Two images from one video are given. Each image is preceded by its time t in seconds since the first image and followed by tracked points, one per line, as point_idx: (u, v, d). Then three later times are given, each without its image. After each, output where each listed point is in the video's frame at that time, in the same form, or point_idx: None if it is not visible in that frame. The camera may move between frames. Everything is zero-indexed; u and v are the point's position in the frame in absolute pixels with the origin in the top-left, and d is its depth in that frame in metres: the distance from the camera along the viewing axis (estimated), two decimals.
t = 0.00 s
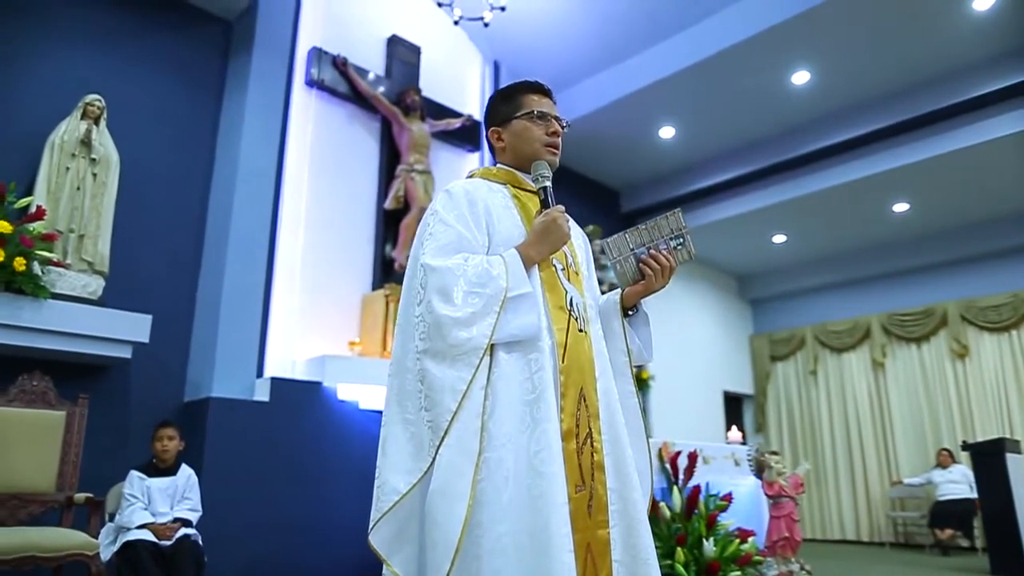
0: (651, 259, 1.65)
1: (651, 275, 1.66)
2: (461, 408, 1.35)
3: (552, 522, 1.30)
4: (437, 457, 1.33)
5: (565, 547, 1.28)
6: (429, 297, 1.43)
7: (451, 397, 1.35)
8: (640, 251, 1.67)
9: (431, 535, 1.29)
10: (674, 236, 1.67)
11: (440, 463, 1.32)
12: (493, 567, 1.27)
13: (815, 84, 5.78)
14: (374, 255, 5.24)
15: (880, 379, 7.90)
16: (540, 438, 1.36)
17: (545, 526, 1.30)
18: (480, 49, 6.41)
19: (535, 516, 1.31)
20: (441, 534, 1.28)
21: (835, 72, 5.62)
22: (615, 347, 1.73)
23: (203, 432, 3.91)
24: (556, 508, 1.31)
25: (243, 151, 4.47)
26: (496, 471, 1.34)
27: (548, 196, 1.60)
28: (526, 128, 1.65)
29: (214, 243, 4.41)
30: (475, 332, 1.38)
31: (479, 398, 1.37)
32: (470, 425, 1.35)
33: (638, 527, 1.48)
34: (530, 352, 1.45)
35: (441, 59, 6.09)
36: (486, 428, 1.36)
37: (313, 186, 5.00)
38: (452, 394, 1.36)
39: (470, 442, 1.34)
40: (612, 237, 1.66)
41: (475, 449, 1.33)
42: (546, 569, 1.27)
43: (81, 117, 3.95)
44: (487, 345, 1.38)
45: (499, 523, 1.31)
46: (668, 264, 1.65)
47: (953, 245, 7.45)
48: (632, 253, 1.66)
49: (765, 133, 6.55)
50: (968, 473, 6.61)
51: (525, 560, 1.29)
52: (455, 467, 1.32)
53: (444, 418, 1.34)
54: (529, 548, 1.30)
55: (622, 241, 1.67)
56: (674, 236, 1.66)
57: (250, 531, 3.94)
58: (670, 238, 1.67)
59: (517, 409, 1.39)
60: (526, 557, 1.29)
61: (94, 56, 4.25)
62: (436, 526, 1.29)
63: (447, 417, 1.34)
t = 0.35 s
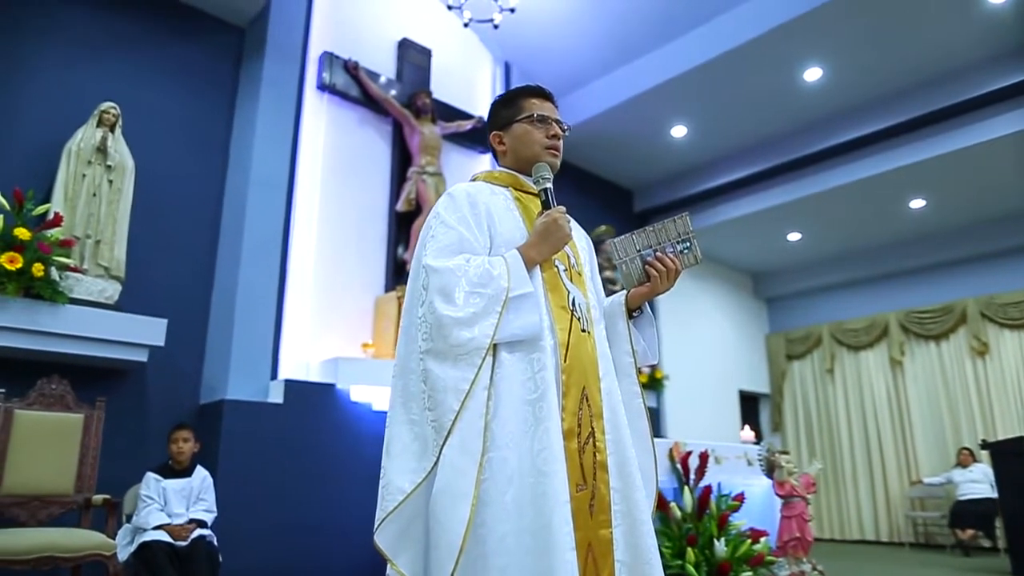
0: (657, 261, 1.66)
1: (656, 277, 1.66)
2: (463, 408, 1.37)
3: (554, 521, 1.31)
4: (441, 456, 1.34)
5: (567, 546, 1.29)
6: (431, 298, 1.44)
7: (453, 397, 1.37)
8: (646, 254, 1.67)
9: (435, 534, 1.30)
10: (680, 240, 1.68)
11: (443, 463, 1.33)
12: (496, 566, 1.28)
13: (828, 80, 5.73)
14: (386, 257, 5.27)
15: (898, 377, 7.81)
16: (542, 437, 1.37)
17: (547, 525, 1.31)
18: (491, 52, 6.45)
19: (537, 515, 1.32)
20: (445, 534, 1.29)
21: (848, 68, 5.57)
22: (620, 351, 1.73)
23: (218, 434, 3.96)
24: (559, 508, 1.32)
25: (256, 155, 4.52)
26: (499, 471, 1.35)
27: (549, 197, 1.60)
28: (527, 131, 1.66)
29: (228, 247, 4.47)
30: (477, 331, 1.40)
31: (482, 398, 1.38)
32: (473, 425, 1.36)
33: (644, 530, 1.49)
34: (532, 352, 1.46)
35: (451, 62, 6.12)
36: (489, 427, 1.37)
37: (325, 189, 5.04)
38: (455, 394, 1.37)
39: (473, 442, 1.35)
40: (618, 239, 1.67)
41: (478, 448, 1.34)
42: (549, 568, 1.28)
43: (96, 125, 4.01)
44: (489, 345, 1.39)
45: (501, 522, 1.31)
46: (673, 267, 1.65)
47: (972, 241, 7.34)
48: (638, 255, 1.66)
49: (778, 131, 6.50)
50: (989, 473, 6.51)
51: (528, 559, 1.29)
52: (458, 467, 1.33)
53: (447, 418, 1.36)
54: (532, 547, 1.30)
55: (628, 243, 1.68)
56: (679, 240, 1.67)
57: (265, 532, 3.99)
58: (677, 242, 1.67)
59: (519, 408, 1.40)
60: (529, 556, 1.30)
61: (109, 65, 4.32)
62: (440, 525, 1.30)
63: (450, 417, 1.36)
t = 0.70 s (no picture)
0: (669, 264, 1.64)
1: (665, 279, 1.63)
2: (468, 407, 1.37)
3: (559, 521, 1.31)
4: (446, 455, 1.35)
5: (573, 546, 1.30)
6: (436, 298, 1.46)
7: (458, 396, 1.38)
8: (662, 258, 1.68)
9: (441, 533, 1.31)
10: (698, 249, 1.64)
11: (448, 462, 1.34)
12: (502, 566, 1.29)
13: (842, 77, 5.68)
14: (399, 260, 5.30)
15: (917, 376, 7.72)
16: (547, 436, 1.38)
17: (553, 525, 1.31)
18: (502, 53, 6.48)
19: (543, 515, 1.33)
20: (451, 533, 1.29)
21: (861, 64, 5.52)
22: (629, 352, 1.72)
23: (234, 435, 4.01)
24: (564, 507, 1.33)
25: (269, 160, 4.57)
26: (504, 471, 1.35)
27: (553, 199, 1.61)
28: (532, 136, 1.67)
29: (242, 251, 4.52)
30: (482, 331, 1.41)
31: (487, 398, 1.39)
32: (478, 425, 1.37)
33: (652, 530, 1.48)
34: (537, 352, 1.47)
35: (463, 65, 6.15)
36: (494, 427, 1.38)
37: (338, 193, 5.09)
38: (459, 393, 1.38)
39: (478, 441, 1.35)
40: (639, 240, 1.71)
41: (483, 448, 1.35)
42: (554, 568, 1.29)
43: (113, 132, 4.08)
44: (493, 345, 1.40)
45: (506, 521, 1.32)
46: (683, 272, 1.63)
47: (992, 237, 7.24)
48: (653, 256, 1.68)
49: (791, 128, 6.46)
50: (1011, 472, 6.41)
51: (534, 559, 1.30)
52: (463, 466, 1.34)
53: (452, 417, 1.37)
54: (538, 547, 1.31)
55: (647, 245, 1.70)
56: (697, 250, 1.64)
57: (280, 533, 4.03)
58: (695, 251, 1.64)
59: (524, 407, 1.41)
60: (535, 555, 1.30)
61: (124, 73, 4.39)
62: (446, 524, 1.30)
63: (455, 416, 1.37)
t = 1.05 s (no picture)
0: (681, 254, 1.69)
1: (683, 270, 1.68)
2: (466, 403, 1.39)
3: (553, 521, 1.33)
4: (444, 450, 1.37)
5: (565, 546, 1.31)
6: (439, 294, 1.47)
7: (457, 392, 1.39)
8: (669, 252, 1.72)
9: (437, 527, 1.33)
10: (692, 235, 1.73)
11: (447, 458, 1.36)
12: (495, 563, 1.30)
13: (856, 74, 5.62)
14: (412, 262, 5.34)
15: (937, 374, 7.63)
16: (545, 436, 1.40)
17: (546, 525, 1.32)
18: (513, 55, 6.50)
19: (537, 514, 1.34)
20: (447, 527, 1.32)
21: (875, 61, 5.46)
22: (642, 357, 1.74)
23: (250, 437, 4.05)
24: (559, 507, 1.34)
25: (282, 165, 4.61)
26: (501, 468, 1.37)
27: (563, 202, 1.60)
28: (544, 137, 1.68)
29: (256, 256, 4.57)
30: (482, 329, 1.42)
31: (487, 396, 1.41)
32: (477, 422, 1.38)
33: (653, 536, 1.47)
34: (538, 352, 1.48)
35: (474, 68, 6.18)
36: (493, 424, 1.39)
37: (351, 196, 5.12)
38: (458, 389, 1.39)
39: (476, 439, 1.37)
40: (642, 244, 1.75)
41: (481, 446, 1.36)
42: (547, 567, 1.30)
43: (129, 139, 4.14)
44: (494, 343, 1.41)
45: (502, 518, 1.33)
46: (697, 256, 1.68)
47: (1012, 232, 7.14)
48: (662, 253, 1.72)
49: (805, 126, 6.40)
50: None
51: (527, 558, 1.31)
52: (460, 462, 1.35)
53: (451, 412, 1.38)
54: (532, 545, 1.32)
55: (651, 247, 1.74)
56: (693, 234, 1.72)
57: (297, 534, 4.08)
58: (692, 236, 1.73)
59: (524, 405, 1.43)
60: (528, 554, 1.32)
61: (140, 82, 4.46)
62: (443, 518, 1.33)
63: (453, 411, 1.38)
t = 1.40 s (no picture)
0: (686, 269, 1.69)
1: (688, 283, 1.67)
2: (474, 405, 1.41)
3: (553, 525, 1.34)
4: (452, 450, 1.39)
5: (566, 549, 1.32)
6: (450, 298, 1.49)
7: (466, 395, 1.41)
8: (676, 265, 1.73)
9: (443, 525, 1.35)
10: (701, 249, 1.77)
11: (454, 458, 1.38)
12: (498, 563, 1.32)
13: (871, 70, 5.56)
14: (426, 264, 5.37)
15: (958, 372, 7.52)
16: (551, 439, 1.41)
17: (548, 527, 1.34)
18: (526, 56, 6.53)
19: (540, 517, 1.35)
20: (452, 525, 1.34)
21: (890, 57, 5.40)
22: (655, 362, 1.74)
23: (267, 440, 4.10)
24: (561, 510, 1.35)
25: (296, 170, 4.66)
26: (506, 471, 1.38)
27: (574, 209, 1.61)
28: (557, 143, 1.69)
29: (272, 260, 4.62)
30: (491, 334, 1.43)
31: (494, 399, 1.42)
32: (484, 424, 1.40)
33: (657, 540, 1.48)
34: (545, 358, 1.49)
35: (487, 70, 6.21)
36: (500, 427, 1.40)
37: (365, 200, 5.17)
38: (467, 392, 1.41)
39: (483, 441, 1.38)
40: (649, 254, 1.76)
41: (487, 448, 1.38)
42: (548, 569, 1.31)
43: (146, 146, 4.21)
44: (502, 348, 1.43)
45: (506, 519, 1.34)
46: (703, 273, 1.68)
47: None
48: (669, 265, 1.73)
49: (820, 122, 6.34)
50: None
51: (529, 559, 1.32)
52: (467, 462, 1.37)
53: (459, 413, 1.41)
54: (534, 547, 1.33)
55: (658, 258, 1.75)
56: (702, 249, 1.76)
57: (314, 535, 4.12)
58: (700, 251, 1.76)
59: (531, 409, 1.43)
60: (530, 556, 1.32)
61: (156, 90, 4.52)
62: (449, 516, 1.35)
63: (462, 412, 1.41)
